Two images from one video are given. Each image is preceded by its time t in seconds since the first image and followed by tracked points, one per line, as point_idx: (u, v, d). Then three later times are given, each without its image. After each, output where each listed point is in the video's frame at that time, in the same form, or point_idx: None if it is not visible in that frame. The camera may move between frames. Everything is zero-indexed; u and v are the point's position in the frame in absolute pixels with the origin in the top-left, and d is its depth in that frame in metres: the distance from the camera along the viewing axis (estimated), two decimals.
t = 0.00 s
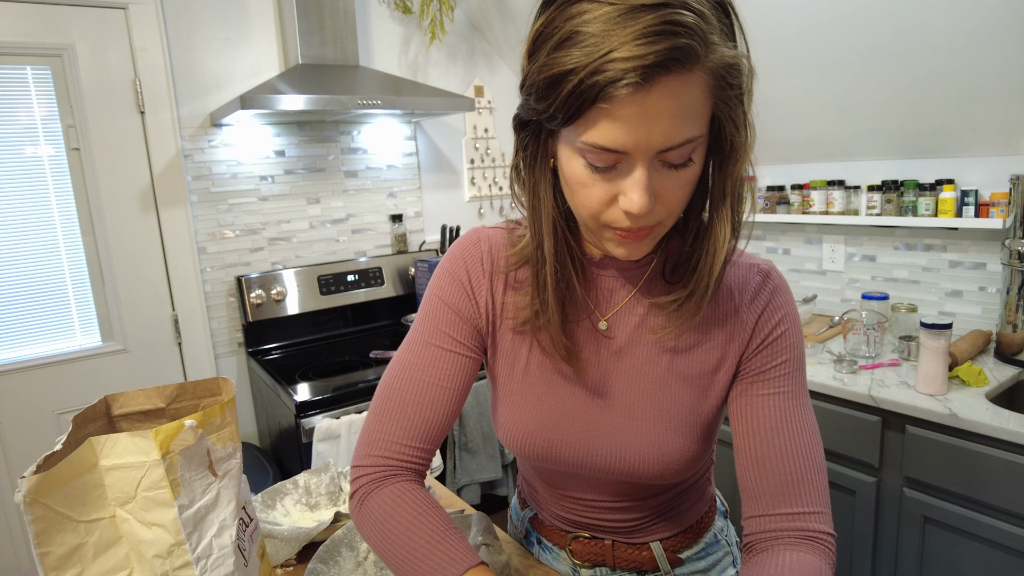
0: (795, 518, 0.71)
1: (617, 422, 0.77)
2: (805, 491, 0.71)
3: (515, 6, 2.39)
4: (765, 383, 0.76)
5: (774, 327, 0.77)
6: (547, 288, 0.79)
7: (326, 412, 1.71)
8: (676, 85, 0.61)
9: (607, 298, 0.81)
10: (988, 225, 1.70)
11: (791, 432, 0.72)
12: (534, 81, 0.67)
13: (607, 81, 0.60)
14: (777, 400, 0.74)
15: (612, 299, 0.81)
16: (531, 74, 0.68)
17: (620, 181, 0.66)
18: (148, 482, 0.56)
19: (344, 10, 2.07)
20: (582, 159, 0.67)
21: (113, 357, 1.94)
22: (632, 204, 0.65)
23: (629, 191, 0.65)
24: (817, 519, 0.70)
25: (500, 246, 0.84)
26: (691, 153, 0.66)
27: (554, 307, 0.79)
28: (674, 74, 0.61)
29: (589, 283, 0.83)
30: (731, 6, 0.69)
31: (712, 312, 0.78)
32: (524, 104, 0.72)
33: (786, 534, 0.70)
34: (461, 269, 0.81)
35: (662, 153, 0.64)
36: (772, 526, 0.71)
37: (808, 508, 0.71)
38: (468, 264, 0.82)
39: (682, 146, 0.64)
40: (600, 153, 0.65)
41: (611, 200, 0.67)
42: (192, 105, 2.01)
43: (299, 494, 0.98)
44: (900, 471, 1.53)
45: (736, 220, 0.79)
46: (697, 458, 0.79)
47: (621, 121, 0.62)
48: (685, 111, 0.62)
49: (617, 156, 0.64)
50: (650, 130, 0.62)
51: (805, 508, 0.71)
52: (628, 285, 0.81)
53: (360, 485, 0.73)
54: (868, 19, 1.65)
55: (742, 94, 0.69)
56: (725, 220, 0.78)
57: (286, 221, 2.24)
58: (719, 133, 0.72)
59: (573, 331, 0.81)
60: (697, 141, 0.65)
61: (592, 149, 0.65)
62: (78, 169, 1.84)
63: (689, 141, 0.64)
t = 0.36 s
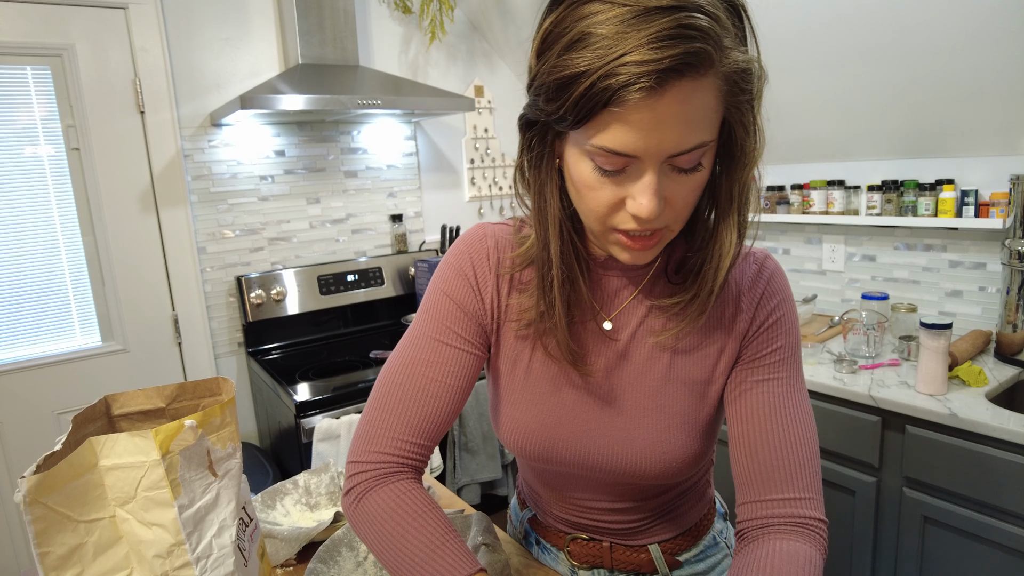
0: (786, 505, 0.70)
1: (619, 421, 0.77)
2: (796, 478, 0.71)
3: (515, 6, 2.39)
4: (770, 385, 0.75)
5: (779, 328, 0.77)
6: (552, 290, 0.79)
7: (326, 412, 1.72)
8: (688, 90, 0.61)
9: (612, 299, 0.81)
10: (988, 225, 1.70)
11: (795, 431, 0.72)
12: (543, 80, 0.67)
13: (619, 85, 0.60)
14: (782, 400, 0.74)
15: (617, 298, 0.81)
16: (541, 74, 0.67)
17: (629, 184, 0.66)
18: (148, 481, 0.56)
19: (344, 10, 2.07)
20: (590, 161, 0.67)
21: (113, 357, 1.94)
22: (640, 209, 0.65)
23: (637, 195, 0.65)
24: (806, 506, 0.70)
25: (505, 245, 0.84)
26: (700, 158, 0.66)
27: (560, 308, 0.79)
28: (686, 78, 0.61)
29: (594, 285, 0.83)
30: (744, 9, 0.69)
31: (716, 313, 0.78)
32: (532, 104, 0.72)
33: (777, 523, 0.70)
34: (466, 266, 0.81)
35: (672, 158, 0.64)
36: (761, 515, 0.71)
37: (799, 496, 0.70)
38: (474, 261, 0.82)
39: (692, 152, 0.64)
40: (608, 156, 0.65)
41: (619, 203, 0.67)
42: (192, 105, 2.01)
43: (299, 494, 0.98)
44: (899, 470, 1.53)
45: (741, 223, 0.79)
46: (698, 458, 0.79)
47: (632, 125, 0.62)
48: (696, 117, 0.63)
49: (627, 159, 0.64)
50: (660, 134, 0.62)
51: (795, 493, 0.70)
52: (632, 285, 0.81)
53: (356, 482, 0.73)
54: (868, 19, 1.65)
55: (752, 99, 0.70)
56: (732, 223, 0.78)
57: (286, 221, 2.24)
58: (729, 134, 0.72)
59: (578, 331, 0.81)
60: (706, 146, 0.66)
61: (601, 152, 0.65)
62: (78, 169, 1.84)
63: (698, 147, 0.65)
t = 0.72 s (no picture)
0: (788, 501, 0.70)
1: (624, 419, 0.77)
2: (799, 476, 0.71)
3: (515, 6, 2.39)
4: (777, 382, 0.75)
5: (785, 326, 0.77)
6: (558, 286, 0.79)
7: (326, 412, 1.71)
8: (695, 85, 0.61)
9: (617, 296, 0.81)
10: (988, 225, 1.70)
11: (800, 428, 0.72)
12: (550, 76, 0.67)
13: (626, 80, 0.60)
14: (788, 396, 0.74)
15: (622, 296, 0.81)
16: (548, 70, 0.67)
17: (635, 180, 0.66)
18: (148, 481, 0.56)
19: (343, 10, 2.07)
20: (597, 156, 0.67)
21: (113, 357, 1.94)
22: (646, 204, 0.65)
23: (643, 191, 0.65)
24: (809, 503, 0.70)
25: (510, 242, 0.84)
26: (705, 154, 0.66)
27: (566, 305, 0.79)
28: (693, 73, 0.61)
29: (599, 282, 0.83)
30: (749, 6, 0.69)
31: (721, 310, 0.78)
32: (540, 100, 0.72)
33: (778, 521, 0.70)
34: (470, 264, 0.81)
35: (678, 153, 0.64)
36: (763, 512, 0.71)
37: (802, 493, 0.70)
38: (478, 259, 0.82)
39: (698, 147, 0.64)
40: (615, 152, 0.65)
41: (624, 199, 0.67)
42: (192, 105, 2.01)
43: (299, 493, 0.98)
44: (900, 470, 1.53)
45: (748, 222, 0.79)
46: (703, 456, 0.79)
47: (639, 119, 0.62)
48: (703, 112, 0.63)
49: (633, 155, 0.64)
50: (667, 129, 0.62)
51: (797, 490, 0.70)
52: (638, 283, 0.81)
53: (358, 471, 0.73)
54: (868, 19, 1.65)
55: (759, 95, 0.70)
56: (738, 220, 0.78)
57: (286, 221, 2.23)
58: (735, 132, 0.72)
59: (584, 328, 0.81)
60: (713, 141, 0.66)
61: (607, 147, 0.65)
62: (78, 169, 1.84)
63: (705, 142, 0.65)
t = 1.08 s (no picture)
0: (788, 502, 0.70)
1: (625, 419, 0.77)
2: (798, 475, 0.71)
3: (515, 6, 2.39)
4: (777, 379, 0.75)
5: (785, 323, 0.77)
6: (557, 284, 0.79)
7: (326, 412, 1.71)
8: (691, 82, 0.61)
9: (617, 294, 0.81)
10: (988, 225, 1.70)
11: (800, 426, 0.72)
12: (547, 73, 0.67)
13: (623, 77, 0.60)
14: (788, 393, 0.74)
15: (622, 294, 0.81)
16: (546, 67, 0.67)
17: (633, 177, 0.66)
18: (148, 481, 0.56)
19: (344, 10, 2.07)
20: (595, 153, 0.67)
21: (113, 357, 1.94)
22: (644, 200, 0.65)
23: (641, 188, 0.65)
24: (808, 503, 0.70)
25: (510, 241, 0.84)
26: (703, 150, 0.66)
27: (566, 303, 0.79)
28: (689, 70, 0.61)
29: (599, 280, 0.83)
30: (745, 4, 0.69)
31: (721, 309, 0.78)
32: (538, 98, 0.72)
33: (780, 522, 0.70)
34: (470, 263, 0.82)
35: (675, 150, 0.64)
36: (763, 513, 0.71)
37: (801, 493, 0.70)
38: (478, 258, 0.82)
39: (696, 143, 0.64)
40: (613, 149, 0.65)
41: (623, 196, 0.67)
42: (192, 105, 2.01)
43: (299, 493, 0.98)
44: (899, 470, 1.53)
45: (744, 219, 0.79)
46: (704, 455, 0.79)
47: (636, 116, 0.62)
48: (700, 108, 0.63)
49: (631, 151, 0.64)
50: (664, 125, 0.62)
51: (797, 490, 0.70)
52: (637, 281, 0.81)
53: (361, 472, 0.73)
54: (868, 19, 1.65)
55: (755, 92, 0.70)
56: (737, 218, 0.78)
57: (286, 221, 2.24)
58: (732, 130, 0.72)
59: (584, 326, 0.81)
60: (710, 138, 0.66)
61: (605, 144, 0.65)
62: (78, 169, 1.84)
63: (702, 139, 0.65)
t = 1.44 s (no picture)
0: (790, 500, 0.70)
1: (627, 416, 0.77)
2: (799, 474, 0.71)
3: (515, 6, 2.39)
4: (778, 378, 0.75)
5: (787, 321, 0.77)
6: (560, 281, 0.79)
7: (326, 412, 1.71)
8: (692, 83, 0.61)
9: (619, 291, 0.81)
10: (988, 225, 1.70)
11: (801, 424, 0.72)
12: (550, 72, 0.67)
13: (624, 78, 0.60)
14: (790, 391, 0.74)
15: (625, 291, 0.81)
16: (549, 67, 0.67)
17: (634, 175, 0.66)
18: (148, 481, 0.56)
19: (343, 10, 2.07)
20: (597, 152, 0.67)
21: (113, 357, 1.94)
22: (644, 199, 0.65)
23: (643, 186, 0.65)
24: (810, 501, 0.70)
25: (513, 238, 0.84)
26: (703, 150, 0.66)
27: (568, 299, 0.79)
28: (690, 71, 0.61)
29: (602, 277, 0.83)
30: (747, 4, 0.69)
31: (723, 306, 0.78)
32: (541, 97, 0.71)
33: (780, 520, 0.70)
34: (473, 260, 0.82)
35: (676, 149, 0.64)
36: (764, 511, 0.71)
37: (803, 491, 0.70)
38: (481, 255, 0.82)
39: (696, 143, 0.64)
40: (614, 147, 0.65)
41: (625, 194, 0.67)
42: (192, 105, 2.01)
43: (299, 493, 0.98)
44: (900, 470, 1.53)
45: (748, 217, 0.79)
46: (706, 453, 0.79)
47: (637, 116, 0.62)
48: (701, 108, 0.63)
49: (632, 151, 0.64)
50: (666, 124, 0.62)
51: (798, 488, 0.70)
52: (640, 278, 0.81)
53: (362, 466, 0.73)
54: (868, 18, 1.65)
55: (757, 93, 0.70)
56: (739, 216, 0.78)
57: (286, 221, 2.23)
58: (734, 130, 0.72)
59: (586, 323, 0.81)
60: (711, 137, 0.66)
61: (606, 143, 0.65)
62: (78, 169, 1.84)
63: (703, 138, 0.65)
